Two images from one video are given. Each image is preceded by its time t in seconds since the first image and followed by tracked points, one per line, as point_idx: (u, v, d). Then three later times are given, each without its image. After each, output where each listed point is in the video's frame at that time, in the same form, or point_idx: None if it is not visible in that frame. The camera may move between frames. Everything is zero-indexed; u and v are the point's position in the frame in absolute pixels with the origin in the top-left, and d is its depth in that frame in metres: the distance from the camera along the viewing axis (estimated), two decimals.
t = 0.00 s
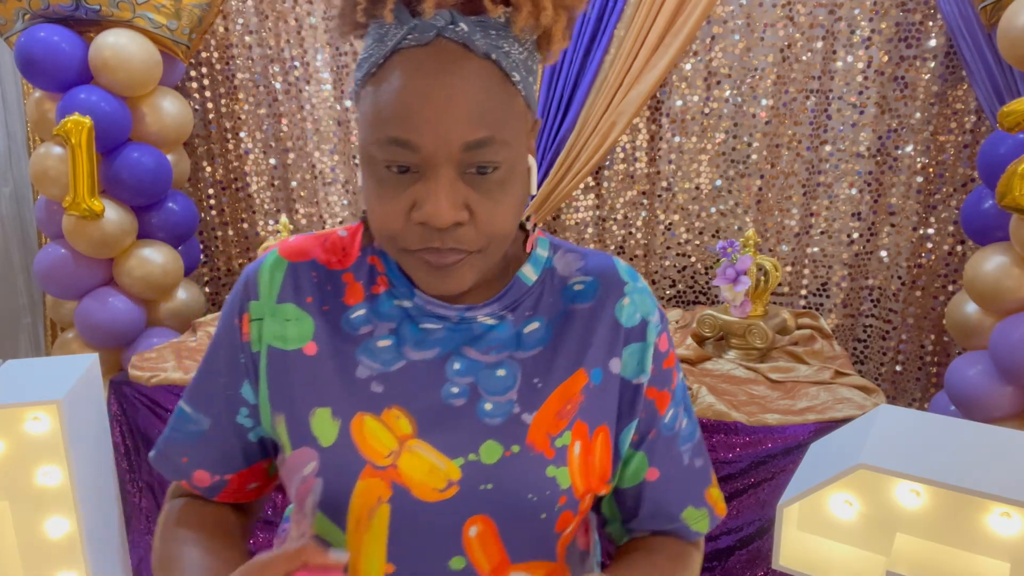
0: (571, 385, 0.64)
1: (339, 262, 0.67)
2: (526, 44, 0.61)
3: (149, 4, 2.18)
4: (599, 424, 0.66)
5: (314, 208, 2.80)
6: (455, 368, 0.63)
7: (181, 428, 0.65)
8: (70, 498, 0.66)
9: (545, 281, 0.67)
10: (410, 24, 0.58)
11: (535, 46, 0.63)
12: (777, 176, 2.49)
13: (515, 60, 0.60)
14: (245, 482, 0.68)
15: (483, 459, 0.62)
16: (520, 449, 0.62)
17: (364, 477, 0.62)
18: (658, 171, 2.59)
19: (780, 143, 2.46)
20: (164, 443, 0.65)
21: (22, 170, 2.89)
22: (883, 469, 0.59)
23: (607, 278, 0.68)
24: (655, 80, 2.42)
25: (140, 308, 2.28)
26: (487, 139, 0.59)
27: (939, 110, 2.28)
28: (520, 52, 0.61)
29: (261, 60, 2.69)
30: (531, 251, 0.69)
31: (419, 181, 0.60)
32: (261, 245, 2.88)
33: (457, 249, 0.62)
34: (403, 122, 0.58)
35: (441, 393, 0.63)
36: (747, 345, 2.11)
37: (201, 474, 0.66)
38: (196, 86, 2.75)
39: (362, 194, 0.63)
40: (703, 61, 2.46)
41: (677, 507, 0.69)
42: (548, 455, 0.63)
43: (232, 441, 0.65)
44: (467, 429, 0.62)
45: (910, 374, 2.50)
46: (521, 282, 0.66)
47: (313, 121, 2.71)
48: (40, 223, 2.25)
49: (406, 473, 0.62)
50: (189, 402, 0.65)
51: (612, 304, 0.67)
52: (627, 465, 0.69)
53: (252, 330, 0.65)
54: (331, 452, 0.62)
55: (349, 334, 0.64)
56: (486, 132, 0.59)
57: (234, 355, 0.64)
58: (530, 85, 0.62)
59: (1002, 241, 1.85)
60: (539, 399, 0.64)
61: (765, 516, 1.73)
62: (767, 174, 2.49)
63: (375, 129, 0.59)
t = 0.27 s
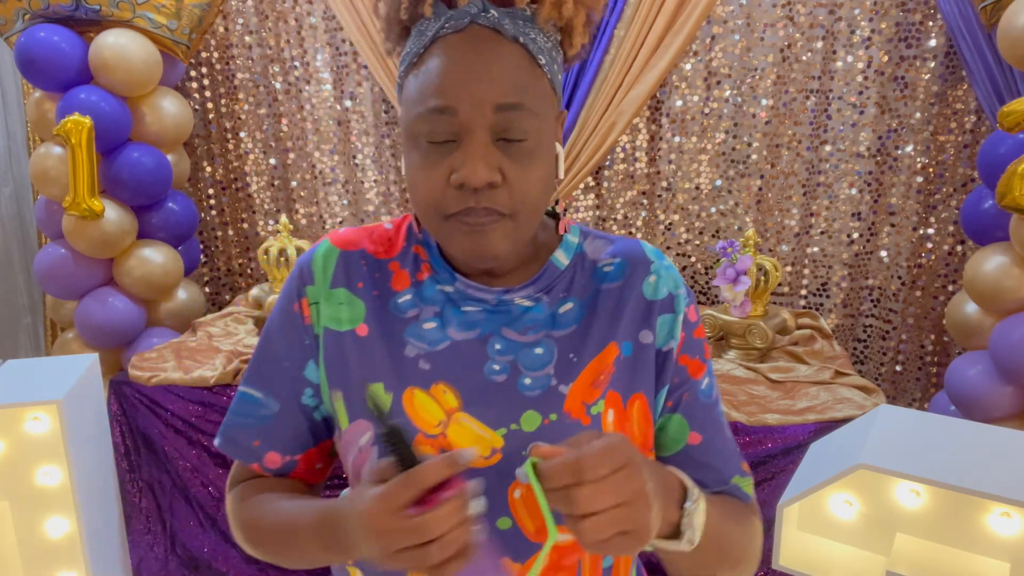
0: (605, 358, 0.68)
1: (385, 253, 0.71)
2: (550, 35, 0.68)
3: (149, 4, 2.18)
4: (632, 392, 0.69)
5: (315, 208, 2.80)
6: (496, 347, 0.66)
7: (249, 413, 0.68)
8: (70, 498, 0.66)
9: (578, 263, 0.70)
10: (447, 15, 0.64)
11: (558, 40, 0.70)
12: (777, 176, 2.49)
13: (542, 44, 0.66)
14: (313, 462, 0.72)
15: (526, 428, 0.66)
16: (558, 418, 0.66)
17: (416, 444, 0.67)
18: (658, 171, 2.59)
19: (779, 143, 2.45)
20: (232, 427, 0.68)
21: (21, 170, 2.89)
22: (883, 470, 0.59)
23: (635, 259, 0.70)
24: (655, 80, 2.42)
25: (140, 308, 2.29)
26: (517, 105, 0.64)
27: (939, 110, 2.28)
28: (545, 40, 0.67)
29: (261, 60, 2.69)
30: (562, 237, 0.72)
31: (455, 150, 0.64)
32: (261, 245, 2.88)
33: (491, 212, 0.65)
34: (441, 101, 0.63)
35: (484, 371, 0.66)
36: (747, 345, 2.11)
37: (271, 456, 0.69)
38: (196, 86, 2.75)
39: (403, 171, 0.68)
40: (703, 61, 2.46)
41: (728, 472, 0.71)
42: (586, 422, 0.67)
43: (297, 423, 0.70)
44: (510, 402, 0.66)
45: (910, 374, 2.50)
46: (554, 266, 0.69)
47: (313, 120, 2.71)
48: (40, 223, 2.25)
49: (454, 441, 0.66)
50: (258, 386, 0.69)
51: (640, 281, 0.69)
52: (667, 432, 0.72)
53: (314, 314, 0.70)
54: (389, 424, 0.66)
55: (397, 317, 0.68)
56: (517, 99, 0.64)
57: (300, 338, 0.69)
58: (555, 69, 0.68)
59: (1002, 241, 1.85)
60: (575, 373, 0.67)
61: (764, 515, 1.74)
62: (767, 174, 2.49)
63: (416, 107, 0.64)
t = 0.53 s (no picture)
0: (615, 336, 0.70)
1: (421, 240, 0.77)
2: (561, 33, 0.70)
3: (149, 4, 2.18)
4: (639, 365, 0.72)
5: (315, 208, 2.81)
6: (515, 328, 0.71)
7: (331, 393, 0.70)
8: (70, 498, 0.66)
9: (594, 250, 0.74)
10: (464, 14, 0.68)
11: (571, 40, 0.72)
12: (777, 176, 2.49)
13: (552, 39, 0.69)
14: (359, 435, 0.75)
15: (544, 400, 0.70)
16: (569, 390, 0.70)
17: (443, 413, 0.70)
18: (658, 171, 2.59)
19: (779, 143, 2.46)
20: (320, 415, 0.69)
21: (21, 170, 2.89)
22: (883, 470, 0.59)
23: (646, 247, 0.73)
24: (655, 80, 2.41)
25: (140, 308, 2.29)
26: (524, 85, 0.66)
27: (939, 110, 2.28)
28: (556, 37, 0.69)
29: (261, 60, 2.68)
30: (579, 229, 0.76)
31: (468, 128, 0.67)
32: (261, 245, 2.89)
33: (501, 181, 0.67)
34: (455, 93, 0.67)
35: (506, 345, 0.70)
36: (747, 345, 2.10)
37: (366, 431, 0.70)
38: (196, 86, 2.75)
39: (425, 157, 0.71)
40: (703, 61, 2.46)
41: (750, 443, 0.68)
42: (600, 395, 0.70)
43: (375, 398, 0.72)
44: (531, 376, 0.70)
45: (910, 374, 2.50)
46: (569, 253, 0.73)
47: (313, 120, 2.71)
48: (40, 223, 2.25)
49: (479, 411, 0.70)
50: (332, 367, 0.71)
51: (651, 266, 0.72)
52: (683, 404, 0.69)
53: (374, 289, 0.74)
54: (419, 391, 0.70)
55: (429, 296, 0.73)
56: (522, 78, 0.66)
57: (367, 313, 0.73)
58: (564, 63, 0.70)
59: (1002, 241, 1.85)
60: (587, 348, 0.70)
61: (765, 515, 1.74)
62: (767, 174, 2.49)
63: (434, 94, 0.68)
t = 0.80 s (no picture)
0: (630, 330, 0.71)
1: (430, 241, 0.77)
2: (583, 30, 0.71)
3: (149, 4, 2.18)
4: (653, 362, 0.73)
5: (315, 207, 2.81)
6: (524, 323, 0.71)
7: (312, 396, 0.75)
8: (70, 498, 0.66)
9: (608, 250, 0.74)
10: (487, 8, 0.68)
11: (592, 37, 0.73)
12: (777, 176, 2.49)
13: (574, 34, 0.69)
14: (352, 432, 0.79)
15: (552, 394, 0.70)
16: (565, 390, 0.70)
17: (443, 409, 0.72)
18: (658, 171, 2.59)
19: (779, 142, 2.45)
20: (300, 415, 0.75)
21: (21, 170, 2.89)
22: (883, 470, 0.59)
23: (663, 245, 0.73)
24: (655, 80, 2.41)
25: (140, 308, 2.29)
26: (547, 75, 0.67)
27: (939, 110, 2.28)
28: (579, 33, 0.70)
29: (261, 60, 2.68)
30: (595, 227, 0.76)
31: (493, 118, 0.67)
32: (261, 245, 2.89)
33: (528, 168, 0.67)
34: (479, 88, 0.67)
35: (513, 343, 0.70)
36: (748, 345, 2.10)
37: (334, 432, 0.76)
38: (196, 86, 2.75)
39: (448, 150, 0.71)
40: (703, 61, 2.46)
41: (728, 453, 0.71)
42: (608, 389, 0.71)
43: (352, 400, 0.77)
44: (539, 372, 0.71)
45: (910, 374, 2.51)
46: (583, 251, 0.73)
47: (313, 120, 2.71)
48: (40, 223, 2.25)
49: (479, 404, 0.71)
50: (315, 370, 0.75)
51: (668, 265, 0.72)
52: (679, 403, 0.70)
53: (368, 291, 0.75)
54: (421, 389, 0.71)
55: (434, 298, 0.73)
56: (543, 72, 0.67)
57: (359, 317, 0.75)
58: (586, 57, 0.71)
59: (1002, 241, 1.85)
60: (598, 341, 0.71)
61: (764, 515, 1.74)
62: (767, 174, 2.49)
63: (458, 86, 0.69)
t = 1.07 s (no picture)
0: (627, 328, 0.74)
1: (412, 242, 0.78)
2: (566, 29, 0.72)
3: (149, 4, 2.18)
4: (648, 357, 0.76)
5: (314, 208, 2.81)
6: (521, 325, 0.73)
7: (285, 403, 0.75)
8: (70, 499, 0.66)
9: (596, 248, 0.76)
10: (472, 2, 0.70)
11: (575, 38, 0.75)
12: (777, 176, 2.49)
13: (558, 32, 0.71)
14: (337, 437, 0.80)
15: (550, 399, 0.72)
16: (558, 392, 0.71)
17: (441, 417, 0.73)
18: (658, 171, 2.59)
19: (779, 143, 2.45)
20: (276, 422, 0.75)
21: (21, 170, 2.89)
22: (883, 470, 0.59)
23: (648, 240, 0.76)
24: (655, 80, 2.41)
25: (140, 308, 2.29)
26: (529, 68, 0.68)
27: (939, 110, 2.28)
28: (563, 33, 0.72)
29: (261, 60, 2.68)
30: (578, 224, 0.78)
31: (473, 109, 0.68)
32: (261, 245, 2.89)
33: (503, 162, 0.67)
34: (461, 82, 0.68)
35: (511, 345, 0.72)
36: (747, 345, 2.11)
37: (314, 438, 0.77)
38: (196, 86, 2.75)
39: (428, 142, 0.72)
40: (703, 61, 2.46)
41: (731, 446, 0.73)
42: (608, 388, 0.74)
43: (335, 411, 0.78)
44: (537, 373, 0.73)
45: (910, 374, 2.51)
46: (571, 249, 0.75)
47: (313, 120, 2.71)
48: (40, 223, 2.25)
49: (477, 413, 0.72)
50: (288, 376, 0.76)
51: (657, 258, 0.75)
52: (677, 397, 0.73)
53: (346, 296, 0.77)
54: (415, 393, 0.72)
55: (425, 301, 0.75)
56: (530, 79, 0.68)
57: (334, 321, 0.77)
58: (570, 56, 0.72)
59: (1003, 241, 1.85)
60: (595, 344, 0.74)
61: (764, 515, 1.74)
62: (767, 174, 2.49)
63: (442, 77, 0.70)
